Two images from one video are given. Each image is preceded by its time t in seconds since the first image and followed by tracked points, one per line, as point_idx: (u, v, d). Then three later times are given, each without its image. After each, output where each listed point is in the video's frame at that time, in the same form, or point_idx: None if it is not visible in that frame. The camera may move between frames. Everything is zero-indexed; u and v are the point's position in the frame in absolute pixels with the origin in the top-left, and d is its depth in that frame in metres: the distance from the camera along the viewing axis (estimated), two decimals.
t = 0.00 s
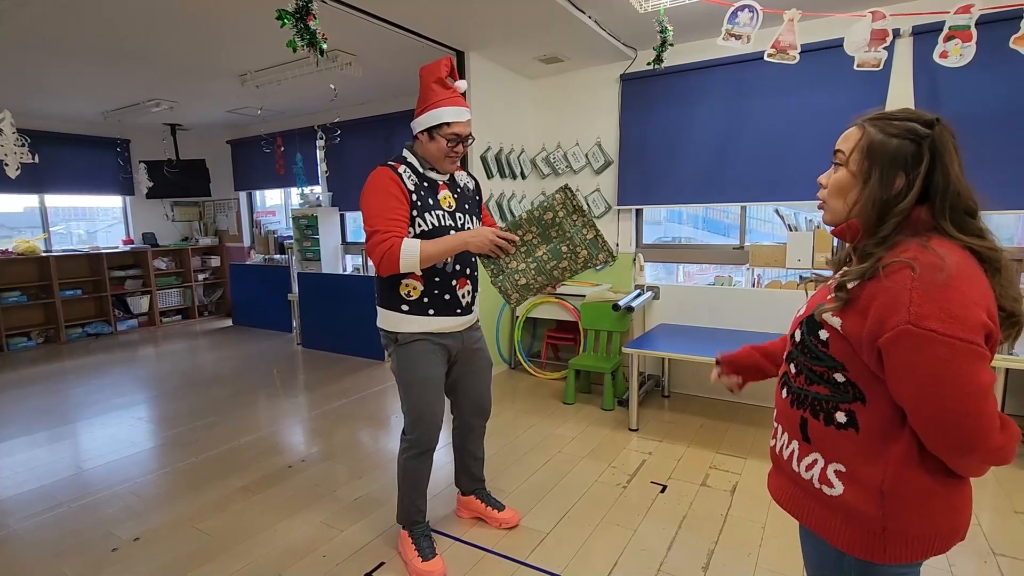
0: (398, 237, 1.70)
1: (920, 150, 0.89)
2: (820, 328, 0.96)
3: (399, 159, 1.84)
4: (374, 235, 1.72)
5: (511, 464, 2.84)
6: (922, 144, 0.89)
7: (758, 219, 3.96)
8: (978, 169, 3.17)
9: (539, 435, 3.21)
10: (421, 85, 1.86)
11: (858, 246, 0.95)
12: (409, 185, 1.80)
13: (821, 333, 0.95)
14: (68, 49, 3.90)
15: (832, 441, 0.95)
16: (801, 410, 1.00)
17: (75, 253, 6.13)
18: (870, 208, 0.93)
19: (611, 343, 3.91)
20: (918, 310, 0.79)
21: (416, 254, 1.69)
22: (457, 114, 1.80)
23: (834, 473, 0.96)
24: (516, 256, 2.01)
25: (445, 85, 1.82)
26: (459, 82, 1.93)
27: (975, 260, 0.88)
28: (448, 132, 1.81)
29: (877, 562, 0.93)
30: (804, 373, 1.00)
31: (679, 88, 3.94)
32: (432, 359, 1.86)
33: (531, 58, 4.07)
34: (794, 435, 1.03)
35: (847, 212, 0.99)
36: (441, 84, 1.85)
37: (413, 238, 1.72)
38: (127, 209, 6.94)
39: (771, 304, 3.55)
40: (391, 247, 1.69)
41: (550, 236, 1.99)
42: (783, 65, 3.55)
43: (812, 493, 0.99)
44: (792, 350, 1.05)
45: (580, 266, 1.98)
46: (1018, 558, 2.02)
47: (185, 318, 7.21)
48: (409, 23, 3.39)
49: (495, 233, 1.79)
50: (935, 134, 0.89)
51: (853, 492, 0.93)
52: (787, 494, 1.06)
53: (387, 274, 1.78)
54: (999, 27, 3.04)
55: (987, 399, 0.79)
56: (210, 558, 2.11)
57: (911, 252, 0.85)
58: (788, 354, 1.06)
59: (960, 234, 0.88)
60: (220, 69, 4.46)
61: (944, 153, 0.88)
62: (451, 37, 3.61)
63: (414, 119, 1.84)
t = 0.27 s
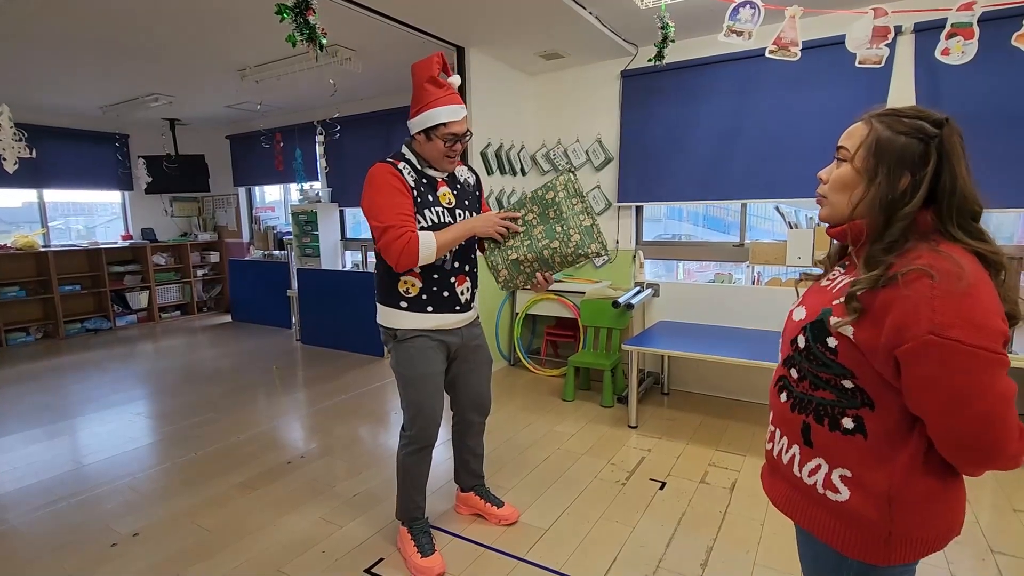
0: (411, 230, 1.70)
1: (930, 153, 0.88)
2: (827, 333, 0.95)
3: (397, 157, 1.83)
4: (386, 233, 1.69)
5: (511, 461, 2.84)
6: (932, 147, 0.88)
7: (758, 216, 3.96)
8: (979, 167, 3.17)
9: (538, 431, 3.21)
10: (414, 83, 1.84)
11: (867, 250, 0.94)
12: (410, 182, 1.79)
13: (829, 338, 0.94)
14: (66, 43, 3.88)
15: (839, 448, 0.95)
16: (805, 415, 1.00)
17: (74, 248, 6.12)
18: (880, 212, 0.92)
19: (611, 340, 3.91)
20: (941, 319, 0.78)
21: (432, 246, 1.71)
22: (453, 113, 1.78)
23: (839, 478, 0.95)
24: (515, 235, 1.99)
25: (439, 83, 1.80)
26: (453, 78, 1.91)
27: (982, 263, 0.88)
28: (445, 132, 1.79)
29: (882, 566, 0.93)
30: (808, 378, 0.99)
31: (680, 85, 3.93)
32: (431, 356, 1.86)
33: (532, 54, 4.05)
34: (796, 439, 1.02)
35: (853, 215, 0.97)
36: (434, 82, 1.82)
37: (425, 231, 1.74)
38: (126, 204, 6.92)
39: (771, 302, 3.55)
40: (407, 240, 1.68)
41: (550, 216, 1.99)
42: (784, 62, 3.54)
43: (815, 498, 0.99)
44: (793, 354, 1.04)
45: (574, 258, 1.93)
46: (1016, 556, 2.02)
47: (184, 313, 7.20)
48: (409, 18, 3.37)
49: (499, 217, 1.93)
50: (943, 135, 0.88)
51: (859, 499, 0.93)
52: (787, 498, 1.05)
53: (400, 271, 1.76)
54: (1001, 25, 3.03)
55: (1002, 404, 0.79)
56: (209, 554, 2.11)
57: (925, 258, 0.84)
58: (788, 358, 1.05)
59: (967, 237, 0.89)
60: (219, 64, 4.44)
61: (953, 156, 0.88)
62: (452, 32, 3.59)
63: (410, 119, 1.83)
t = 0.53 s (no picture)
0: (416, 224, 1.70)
1: (929, 143, 0.88)
2: (827, 326, 0.95)
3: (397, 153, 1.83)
4: (391, 228, 1.69)
5: (511, 458, 2.84)
6: (930, 138, 0.88)
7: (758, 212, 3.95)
8: (980, 163, 3.16)
9: (538, 428, 3.22)
10: (411, 78, 1.83)
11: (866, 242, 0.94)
12: (411, 178, 1.79)
13: (829, 331, 0.94)
14: (65, 40, 3.87)
15: (840, 441, 0.94)
16: (805, 409, 0.99)
17: (74, 246, 6.12)
18: (880, 204, 0.91)
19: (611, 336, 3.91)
20: (944, 308, 0.78)
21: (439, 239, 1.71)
22: (452, 107, 1.77)
23: (841, 472, 0.95)
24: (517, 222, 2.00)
25: (436, 77, 1.79)
26: (449, 72, 1.90)
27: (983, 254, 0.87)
28: (445, 126, 1.79)
29: (887, 561, 0.93)
30: (808, 372, 0.99)
31: (681, 80, 3.92)
32: (433, 353, 1.86)
33: (532, 50, 4.04)
34: (796, 434, 1.02)
35: (852, 207, 0.97)
36: (431, 77, 1.81)
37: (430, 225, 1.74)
38: (126, 201, 6.92)
39: (772, 298, 3.54)
40: (412, 235, 1.67)
41: (551, 203, 1.98)
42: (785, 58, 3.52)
43: (818, 494, 0.99)
44: (793, 348, 1.03)
45: (573, 241, 1.93)
46: (1016, 552, 2.02)
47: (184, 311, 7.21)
48: (408, 14, 3.36)
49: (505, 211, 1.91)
50: (941, 126, 0.88)
51: (862, 493, 0.93)
52: (790, 494, 1.05)
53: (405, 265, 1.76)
54: (1003, 20, 3.02)
55: (1005, 394, 0.79)
56: (210, 551, 2.12)
57: (925, 247, 0.84)
58: (787, 352, 1.05)
59: (967, 227, 0.88)
60: (219, 60, 4.42)
61: (953, 146, 0.87)
62: (451, 29, 3.58)
63: (408, 115, 1.82)
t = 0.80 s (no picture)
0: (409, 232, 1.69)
1: (918, 142, 0.88)
2: (819, 325, 0.94)
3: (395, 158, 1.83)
4: (383, 235, 1.69)
5: (510, 464, 2.82)
6: (919, 136, 0.88)
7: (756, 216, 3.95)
8: (978, 166, 3.16)
9: (538, 433, 3.20)
10: (406, 83, 1.83)
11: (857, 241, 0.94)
12: (407, 184, 1.78)
13: (821, 331, 0.94)
14: (61, 47, 3.87)
15: (834, 442, 0.94)
16: (802, 411, 0.99)
17: (70, 253, 6.09)
18: (869, 203, 0.91)
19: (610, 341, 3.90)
20: (924, 302, 0.77)
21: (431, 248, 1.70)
22: (449, 109, 1.77)
23: (837, 475, 0.94)
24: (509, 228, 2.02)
25: (431, 80, 1.79)
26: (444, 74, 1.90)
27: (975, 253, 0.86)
28: (443, 128, 1.78)
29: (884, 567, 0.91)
30: (803, 373, 0.99)
31: (678, 84, 3.92)
32: (431, 360, 1.85)
33: (529, 55, 4.05)
34: (794, 437, 1.01)
35: (845, 207, 0.97)
36: (427, 79, 1.81)
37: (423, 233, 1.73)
38: (123, 208, 6.90)
39: (771, 302, 3.54)
40: (404, 243, 1.67)
41: (544, 209, 1.99)
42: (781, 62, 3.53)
43: (815, 497, 0.98)
44: (790, 350, 1.03)
45: (563, 245, 1.93)
46: (1020, 556, 2.01)
47: (182, 317, 7.18)
48: (405, 19, 3.36)
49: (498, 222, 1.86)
50: (932, 126, 0.88)
51: (857, 495, 0.92)
52: (789, 498, 1.04)
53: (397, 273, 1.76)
54: (999, 23, 3.03)
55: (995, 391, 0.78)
56: (205, 560, 2.09)
57: (911, 244, 0.83)
58: (785, 354, 1.04)
59: (958, 225, 0.87)
60: (215, 66, 4.42)
61: (942, 144, 0.87)
62: (448, 34, 3.58)
63: (405, 120, 1.82)
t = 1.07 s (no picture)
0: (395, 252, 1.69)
1: (904, 158, 0.88)
2: (818, 342, 0.94)
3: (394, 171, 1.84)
4: (369, 252, 1.70)
5: (508, 477, 2.80)
6: (905, 152, 0.88)
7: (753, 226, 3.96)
8: (972, 176, 3.18)
9: (536, 446, 3.18)
10: (401, 96, 1.86)
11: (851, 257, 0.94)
12: (405, 199, 1.78)
13: (820, 348, 0.94)
14: (59, 62, 3.88)
15: (838, 460, 0.93)
16: (805, 428, 0.98)
17: (66, 266, 6.08)
18: (861, 219, 0.91)
19: (608, 353, 3.89)
20: (918, 316, 0.77)
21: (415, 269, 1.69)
22: (442, 112, 1.78)
23: (842, 493, 0.93)
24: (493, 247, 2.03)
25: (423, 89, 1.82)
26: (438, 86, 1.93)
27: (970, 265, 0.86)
28: (438, 131, 1.79)
29: None
30: (806, 390, 0.98)
31: (673, 96, 3.95)
32: (427, 374, 1.84)
33: (525, 68, 4.07)
34: (799, 455, 1.01)
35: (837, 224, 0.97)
36: (420, 89, 1.84)
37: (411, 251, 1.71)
38: (119, 221, 6.89)
39: (768, 312, 3.54)
40: (388, 263, 1.68)
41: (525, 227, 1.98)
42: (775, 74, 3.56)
43: (821, 516, 0.97)
44: (793, 366, 1.03)
45: (540, 264, 1.91)
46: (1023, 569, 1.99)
47: (178, 330, 7.15)
48: (401, 34, 3.39)
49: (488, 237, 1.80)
50: (914, 142, 0.88)
51: (863, 513, 0.91)
52: (796, 517, 1.03)
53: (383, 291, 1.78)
54: (990, 34, 3.06)
55: (993, 406, 0.77)
56: None
57: (903, 258, 0.83)
58: (788, 371, 1.04)
59: (952, 238, 0.87)
60: (212, 81, 4.44)
61: (929, 159, 0.87)
62: (444, 48, 3.61)
63: (403, 132, 1.84)
